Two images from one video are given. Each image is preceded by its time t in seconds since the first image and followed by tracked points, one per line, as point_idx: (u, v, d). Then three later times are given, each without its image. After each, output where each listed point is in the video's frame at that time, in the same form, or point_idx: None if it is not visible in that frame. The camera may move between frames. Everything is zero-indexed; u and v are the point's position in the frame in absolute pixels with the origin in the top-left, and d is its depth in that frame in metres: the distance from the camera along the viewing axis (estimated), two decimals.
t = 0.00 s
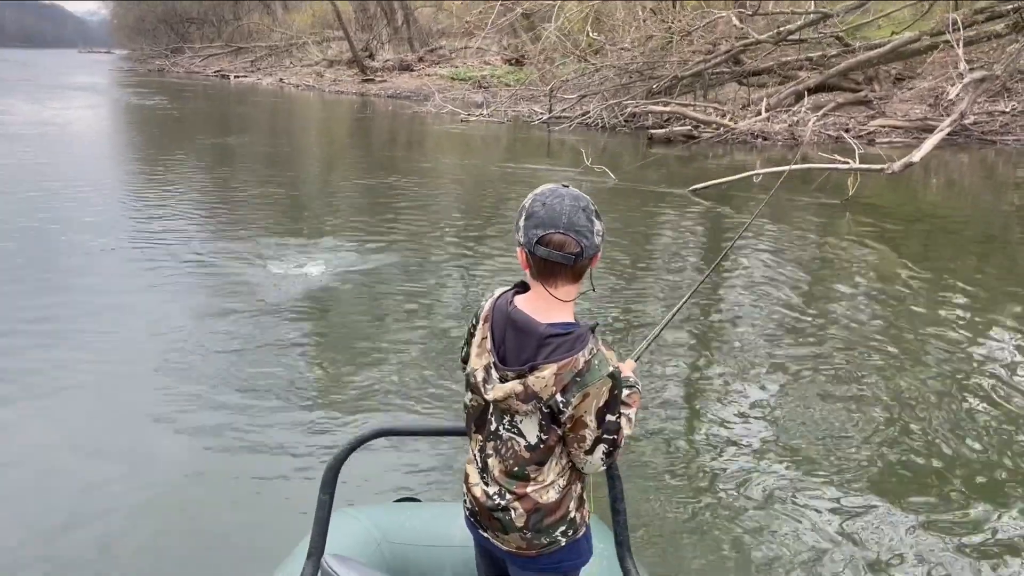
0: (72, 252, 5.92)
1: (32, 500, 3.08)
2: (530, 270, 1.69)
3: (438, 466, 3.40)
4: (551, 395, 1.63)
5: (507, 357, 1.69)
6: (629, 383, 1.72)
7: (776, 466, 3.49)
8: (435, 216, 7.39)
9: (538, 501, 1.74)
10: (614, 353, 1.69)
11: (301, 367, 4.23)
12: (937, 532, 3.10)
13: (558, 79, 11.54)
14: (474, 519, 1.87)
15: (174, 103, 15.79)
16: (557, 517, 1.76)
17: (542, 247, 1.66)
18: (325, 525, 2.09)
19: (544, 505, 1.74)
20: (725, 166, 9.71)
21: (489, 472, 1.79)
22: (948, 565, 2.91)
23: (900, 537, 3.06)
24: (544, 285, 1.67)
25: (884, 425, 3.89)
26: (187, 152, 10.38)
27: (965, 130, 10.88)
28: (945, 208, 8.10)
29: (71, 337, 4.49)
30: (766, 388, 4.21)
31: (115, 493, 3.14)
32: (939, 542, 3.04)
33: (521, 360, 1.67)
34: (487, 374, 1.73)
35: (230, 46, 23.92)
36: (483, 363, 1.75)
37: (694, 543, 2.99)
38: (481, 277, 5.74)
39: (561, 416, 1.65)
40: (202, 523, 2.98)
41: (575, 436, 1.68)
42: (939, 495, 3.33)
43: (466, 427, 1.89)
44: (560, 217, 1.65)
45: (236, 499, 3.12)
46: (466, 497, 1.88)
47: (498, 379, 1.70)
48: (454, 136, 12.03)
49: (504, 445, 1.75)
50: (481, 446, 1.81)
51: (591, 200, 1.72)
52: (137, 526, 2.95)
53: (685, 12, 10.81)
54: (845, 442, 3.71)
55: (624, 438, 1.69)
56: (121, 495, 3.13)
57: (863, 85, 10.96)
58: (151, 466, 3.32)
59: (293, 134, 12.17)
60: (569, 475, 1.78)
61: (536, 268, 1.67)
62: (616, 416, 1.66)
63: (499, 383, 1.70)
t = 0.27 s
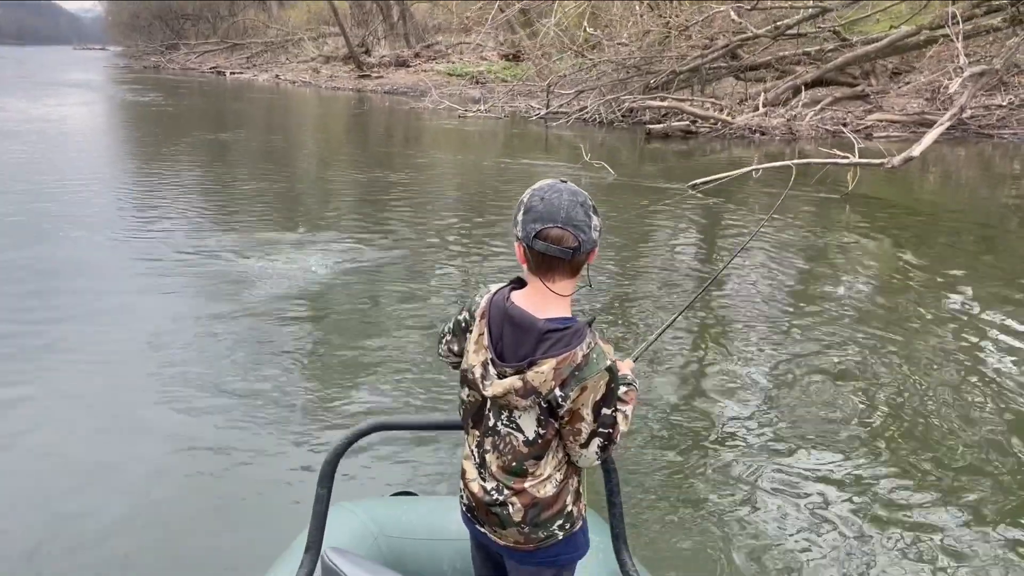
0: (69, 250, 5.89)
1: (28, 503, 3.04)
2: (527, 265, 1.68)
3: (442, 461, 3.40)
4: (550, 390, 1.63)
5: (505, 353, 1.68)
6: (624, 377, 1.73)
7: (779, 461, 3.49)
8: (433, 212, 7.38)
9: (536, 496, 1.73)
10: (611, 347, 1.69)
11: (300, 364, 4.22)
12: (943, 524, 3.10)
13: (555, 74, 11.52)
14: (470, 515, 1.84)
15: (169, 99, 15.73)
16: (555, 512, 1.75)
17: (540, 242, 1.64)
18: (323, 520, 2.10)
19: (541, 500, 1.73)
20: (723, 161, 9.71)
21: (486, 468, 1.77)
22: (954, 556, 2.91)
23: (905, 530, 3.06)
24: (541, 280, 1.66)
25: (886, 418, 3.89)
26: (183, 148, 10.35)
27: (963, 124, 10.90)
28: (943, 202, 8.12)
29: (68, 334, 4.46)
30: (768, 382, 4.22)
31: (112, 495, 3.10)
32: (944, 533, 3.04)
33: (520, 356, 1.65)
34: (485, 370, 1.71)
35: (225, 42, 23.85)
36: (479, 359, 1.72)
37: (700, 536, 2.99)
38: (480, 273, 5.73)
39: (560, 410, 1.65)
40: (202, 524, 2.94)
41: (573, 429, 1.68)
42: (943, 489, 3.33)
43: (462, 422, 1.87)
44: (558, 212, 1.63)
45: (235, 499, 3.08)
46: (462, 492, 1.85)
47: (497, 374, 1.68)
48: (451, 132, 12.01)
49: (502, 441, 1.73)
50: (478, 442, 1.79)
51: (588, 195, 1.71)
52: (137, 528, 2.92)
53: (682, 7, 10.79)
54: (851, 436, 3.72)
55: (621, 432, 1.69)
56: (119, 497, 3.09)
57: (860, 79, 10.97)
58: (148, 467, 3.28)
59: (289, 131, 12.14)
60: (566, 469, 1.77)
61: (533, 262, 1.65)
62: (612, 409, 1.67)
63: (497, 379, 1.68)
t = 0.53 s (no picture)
0: (68, 248, 5.85)
1: (24, 504, 3.00)
2: (524, 258, 1.64)
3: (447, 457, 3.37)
4: (549, 382, 1.60)
5: (503, 346, 1.65)
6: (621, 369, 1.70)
7: (787, 455, 3.46)
8: (433, 209, 7.35)
9: (533, 490, 1.70)
10: (610, 338, 1.67)
11: (302, 361, 4.19)
12: (953, 519, 3.07)
13: (555, 70, 11.48)
14: (468, 509, 1.82)
15: (168, 97, 15.68)
16: (552, 505, 1.72)
17: (537, 233, 1.60)
18: (319, 516, 2.07)
19: (538, 493, 1.70)
20: (724, 157, 9.68)
21: (483, 461, 1.74)
22: (966, 552, 2.89)
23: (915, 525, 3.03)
24: (538, 272, 1.61)
25: (893, 413, 3.86)
26: (182, 146, 10.31)
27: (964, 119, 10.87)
28: (945, 197, 8.09)
29: (67, 333, 4.43)
30: (773, 377, 4.19)
31: (109, 495, 3.06)
32: (955, 529, 3.01)
33: (518, 349, 1.62)
34: (484, 363, 1.67)
35: (223, 40, 23.77)
36: (478, 352, 1.69)
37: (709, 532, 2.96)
38: (482, 270, 5.70)
39: (559, 403, 1.62)
40: (201, 524, 2.90)
41: (573, 422, 1.65)
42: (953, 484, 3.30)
43: (459, 416, 1.84)
44: (555, 204, 1.59)
45: (234, 499, 3.05)
46: (460, 486, 1.83)
47: (495, 367, 1.65)
48: (450, 128, 11.98)
49: (500, 434, 1.70)
50: (474, 435, 1.76)
51: (587, 188, 1.66)
52: (135, 529, 2.88)
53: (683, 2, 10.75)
54: (859, 431, 3.69)
55: (618, 422, 1.65)
56: (116, 497, 3.05)
57: (862, 74, 10.94)
58: (145, 467, 3.24)
59: (288, 128, 12.10)
60: (564, 462, 1.74)
61: (530, 254, 1.61)
62: (611, 401, 1.63)
63: (496, 372, 1.65)
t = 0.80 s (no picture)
0: (73, 249, 5.85)
1: (25, 506, 2.98)
2: (520, 253, 1.63)
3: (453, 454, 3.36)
4: (553, 379, 1.60)
5: (504, 345, 1.63)
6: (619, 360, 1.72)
7: (795, 452, 3.45)
8: (436, 208, 7.35)
9: (530, 483, 1.69)
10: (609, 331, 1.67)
11: (307, 360, 4.19)
12: (965, 514, 3.06)
13: (558, 69, 11.48)
14: (465, 503, 1.81)
15: (170, 98, 15.67)
16: (549, 498, 1.70)
17: (533, 227, 1.59)
18: (315, 515, 2.06)
19: (535, 486, 1.69)
20: (728, 155, 9.66)
21: (482, 458, 1.73)
22: (979, 547, 2.88)
23: (927, 520, 3.02)
24: (535, 267, 1.60)
25: (902, 410, 3.85)
26: (185, 147, 10.30)
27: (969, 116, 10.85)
28: (950, 194, 8.07)
29: (71, 334, 4.42)
30: (780, 374, 4.18)
31: (113, 496, 3.05)
32: (967, 524, 3.00)
33: (520, 347, 1.61)
34: (485, 364, 1.66)
35: (225, 40, 23.79)
36: (478, 354, 1.67)
37: (719, 529, 2.95)
38: (487, 269, 5.69)
39: (562, 398, 1.63)
40: (207, 524, 2.90)
41: (576, 415, 1.66)
42: (963, 480, 3.29)
43: (455, 411, 1.82)
44: (550, 197, 1.58)
45: (239, 498, 3.04)
46: (457, 481, 1.82)
47: (497, 368, 1.63)
48: (453, 128, 11.98)
49: (501, 430, 1.69)
50: (474, 431, 1.74)
51: (579, 180, 1.65)
52: (141, 530, 2.87)
53: None
54: (868, 427, 3.68)
55: (619, 412, 1.69)
56: (120, 498, 3.04)
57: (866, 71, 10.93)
58: (148, 468, 3.23)
59: (290, 128, 12.10)
60: (562, 455, 1.74)
61: (526, 248, 1.60)
62: (613, 391, 1.66)
63: (499, 372, 1.63)
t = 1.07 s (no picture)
0: (83, 251, 5.87)
1: (34, 504, 3.00)
2: (515, 255, 1.63)
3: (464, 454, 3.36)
4: (549, 380, 1.59)
5: (499, 344, 1.63)
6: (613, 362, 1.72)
7: (808, 450, 3.43)
8: (445, 209, 7.36)
9: (531, 485, 1.69)
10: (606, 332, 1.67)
11: (317, 361, 4.20)
12: (983, 514, 3.04)
13: (566, 69, 11.49)
14: (464, 512, 1.81)
15: (179, 101, 15.74)
16: (550, 499, 1.71)
17: (525, 230, 1.59)
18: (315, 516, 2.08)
19: (536, 488, 1.69)
20: (736, 154, 9.65)
21: (480, 460, 1.73)
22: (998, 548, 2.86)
23: (945, 520, 3.00)
24: (529, 269, 1.60)
25: (916, 409, 3.83)
26: (194, 149, 10.33)
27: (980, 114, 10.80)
28: (961, 192, 8.03)
29: (81, 336, 4.43)
30: (791, 373, 4.16)
31: (120, 498, 3.05)
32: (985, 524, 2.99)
33: (516, 347, 1.61)
34: (479, 362, 1.66)
35: (233, 43, 23.89)
36: (473, 351, 1.67)
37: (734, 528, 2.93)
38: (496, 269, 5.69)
39: (558, 399, 1.62)
40: (215, 526, 2.90)
41: (571, 417, 1.66)
42: (980, 480, 3.27)
43: (452, 420, 1.82)
44: (540, 200, 1.58)
45: (245, 500, 3.04)
46: (455, 489, 1.82)
47: (493, 366, 1.63)
48: (460, 128, 12.00)
49: (497, 433, 1.69)
50: (470, 436, 1.74)
51: (572, 180, 1.64)
52: (150, 532, 2.87)
53: None
54: (881, 426, 3.66)
55: (613, 414, 1.69)
56: (128, 500, 3.04)
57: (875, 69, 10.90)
58: (155, 469, 3.23)
59: (299, 129, 12.14)
60: (560, 456, 1.75)
61: (519, 251, 1.60)
62: (608, 394, 1.66)
63: (494, 371, 1.63)
